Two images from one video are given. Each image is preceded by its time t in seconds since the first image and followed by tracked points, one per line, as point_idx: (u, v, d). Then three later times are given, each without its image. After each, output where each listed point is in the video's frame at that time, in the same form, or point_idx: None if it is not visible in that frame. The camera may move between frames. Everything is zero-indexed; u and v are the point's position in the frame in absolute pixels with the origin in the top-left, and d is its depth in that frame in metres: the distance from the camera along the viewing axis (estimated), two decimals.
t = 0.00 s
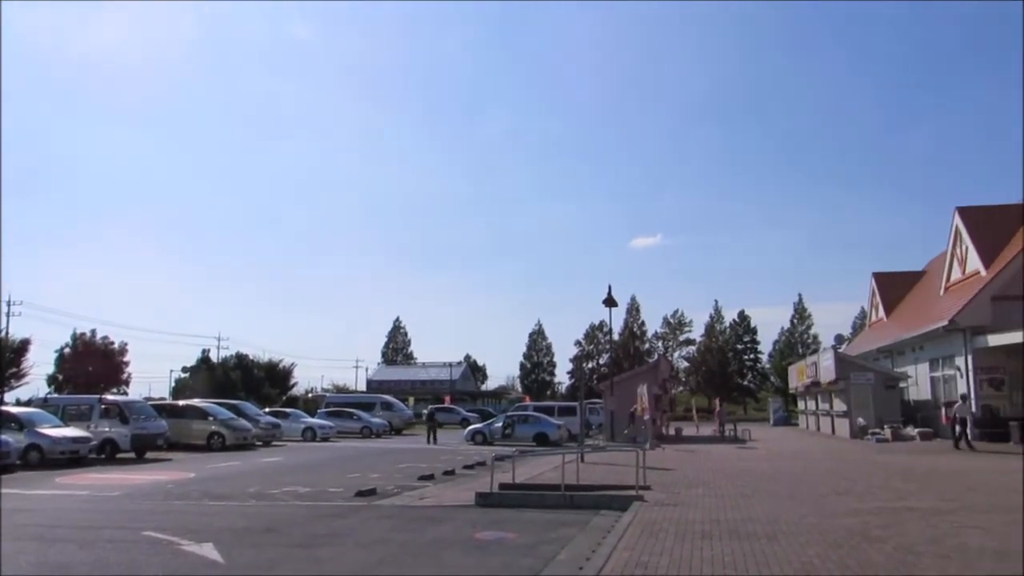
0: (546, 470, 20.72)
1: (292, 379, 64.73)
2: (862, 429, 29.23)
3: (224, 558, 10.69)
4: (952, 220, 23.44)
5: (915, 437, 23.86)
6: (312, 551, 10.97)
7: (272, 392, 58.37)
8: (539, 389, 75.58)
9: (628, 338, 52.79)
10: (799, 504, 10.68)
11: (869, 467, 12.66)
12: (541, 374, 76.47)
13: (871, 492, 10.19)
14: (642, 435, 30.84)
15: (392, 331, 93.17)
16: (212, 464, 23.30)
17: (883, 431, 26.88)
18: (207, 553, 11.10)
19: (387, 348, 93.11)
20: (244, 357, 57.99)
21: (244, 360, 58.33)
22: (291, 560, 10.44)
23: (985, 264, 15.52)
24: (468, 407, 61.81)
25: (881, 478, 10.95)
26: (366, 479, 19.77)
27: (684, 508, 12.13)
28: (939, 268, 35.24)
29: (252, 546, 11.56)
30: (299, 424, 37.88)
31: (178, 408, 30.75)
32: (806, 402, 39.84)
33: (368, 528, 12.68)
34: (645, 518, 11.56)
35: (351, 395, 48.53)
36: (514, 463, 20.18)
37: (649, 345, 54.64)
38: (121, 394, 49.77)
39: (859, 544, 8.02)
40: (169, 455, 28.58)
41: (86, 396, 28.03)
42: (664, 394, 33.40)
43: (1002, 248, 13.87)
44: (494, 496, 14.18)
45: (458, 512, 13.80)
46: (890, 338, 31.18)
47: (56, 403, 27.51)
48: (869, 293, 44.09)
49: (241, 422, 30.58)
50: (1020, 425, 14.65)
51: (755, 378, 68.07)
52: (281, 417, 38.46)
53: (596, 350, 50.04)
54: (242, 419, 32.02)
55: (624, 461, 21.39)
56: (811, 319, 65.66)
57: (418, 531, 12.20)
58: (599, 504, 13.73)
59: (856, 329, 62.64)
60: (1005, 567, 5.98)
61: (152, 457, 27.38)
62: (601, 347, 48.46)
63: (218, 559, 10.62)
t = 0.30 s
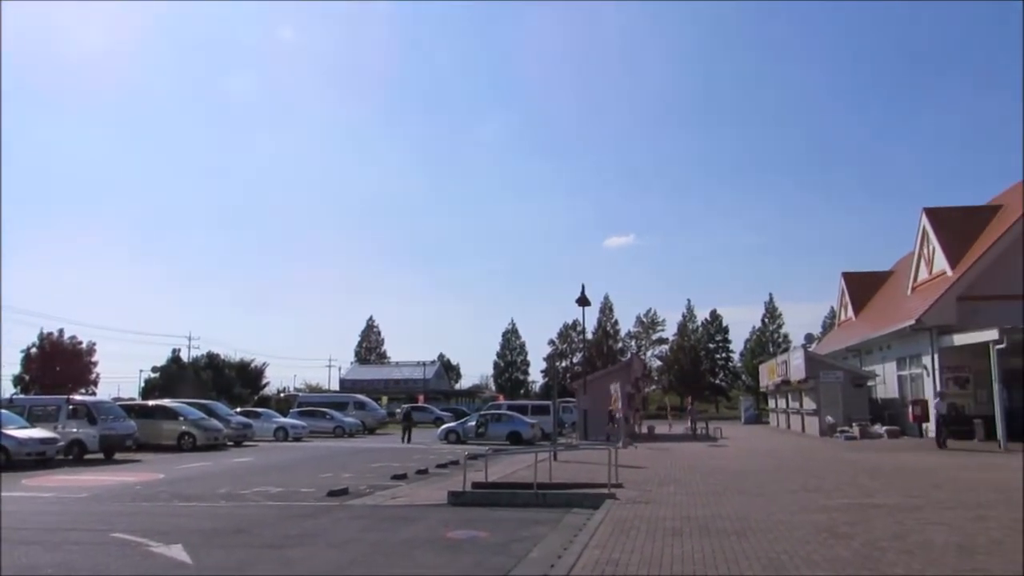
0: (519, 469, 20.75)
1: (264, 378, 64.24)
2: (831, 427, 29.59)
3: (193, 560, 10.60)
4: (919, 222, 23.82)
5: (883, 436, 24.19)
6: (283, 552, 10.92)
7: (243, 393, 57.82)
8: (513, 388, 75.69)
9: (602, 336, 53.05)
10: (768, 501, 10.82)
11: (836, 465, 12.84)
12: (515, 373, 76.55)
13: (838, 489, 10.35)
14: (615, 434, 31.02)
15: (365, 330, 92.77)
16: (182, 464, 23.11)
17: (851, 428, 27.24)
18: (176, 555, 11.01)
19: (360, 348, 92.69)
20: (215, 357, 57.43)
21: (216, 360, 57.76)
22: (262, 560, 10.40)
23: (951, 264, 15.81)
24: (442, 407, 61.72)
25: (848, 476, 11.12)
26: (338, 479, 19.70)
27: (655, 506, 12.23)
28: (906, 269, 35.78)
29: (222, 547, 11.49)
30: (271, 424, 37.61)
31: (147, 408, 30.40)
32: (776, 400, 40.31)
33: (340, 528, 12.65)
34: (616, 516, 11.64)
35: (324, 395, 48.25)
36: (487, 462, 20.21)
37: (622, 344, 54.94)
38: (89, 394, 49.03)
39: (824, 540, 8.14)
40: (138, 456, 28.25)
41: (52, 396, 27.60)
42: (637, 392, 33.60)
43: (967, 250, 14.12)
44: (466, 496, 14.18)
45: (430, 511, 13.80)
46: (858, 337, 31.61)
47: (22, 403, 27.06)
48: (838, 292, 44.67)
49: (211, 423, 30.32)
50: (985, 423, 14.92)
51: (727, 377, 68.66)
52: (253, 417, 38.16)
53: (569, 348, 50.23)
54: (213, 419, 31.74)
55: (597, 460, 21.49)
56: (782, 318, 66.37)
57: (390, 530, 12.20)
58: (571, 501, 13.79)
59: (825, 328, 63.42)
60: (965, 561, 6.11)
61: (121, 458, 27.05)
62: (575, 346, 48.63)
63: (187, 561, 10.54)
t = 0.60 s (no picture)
0: (492, 466, 20.72)
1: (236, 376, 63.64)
2: (802, 424, 29.86)
3: (162, 561, 10.46)
4: (889, 221, 24.10)
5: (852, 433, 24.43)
6: (253, 552, 10.80)
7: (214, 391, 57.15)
8: (487, 385, 75.63)
9: (576, 334, 53.19)
10: (738, 497, 10.90)
11: (806, 461, 12.95)
12: (489, 371, 76.51)
13: (807, 484, 10.46)
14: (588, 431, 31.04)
15: (339, 328, 92.21)
16: (152, 464, 22.83)
17: (822, 425, 27.53)
18: (145, 555, 10.86)
19: (333, 346, 92.09)
20: (186, 355, 56.77)
21: (186, 359, 57.08)
22: (233, 560, 10.29)
23: (919, 262, 15.99)
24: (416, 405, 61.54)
25: (817, 472, 11.23)
26: (310, 478, 19.57)
27: (627, 503, 12.25)
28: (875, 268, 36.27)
29: (191, 547, 11.36)
30: (243, 423, 37.26)
31: (116, 408, 29.98)
32: (748, 397, 40.60)
33: (311, 527, 12.55)
34: (588, 513, 11.67)
35: (296, 393, 47.91)
36: (460, 459, 20.17)
37: (596, 342, 55.09)
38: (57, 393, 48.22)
39: (794, 536, 8.20)
40: (107, 456, 27.86)
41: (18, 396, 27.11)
42: (610, 389, 33.70)
43: (934, 248, 14.31)
44: (439, 494, 14.14)
45: (403, 509, 13.74)
46: (829, 335, 31.93)
47: None
48: (809, 290, 45.11)
49: (182, 422, 29.98)
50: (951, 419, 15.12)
51: (700, 374, 69.16)
52: (224, 416, 37.79)
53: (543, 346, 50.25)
54: (184, 418, 31.37)
55: (570, 457, 21.51)
56: (754, 316, 66.90)
57: (362, 529, 12.13)
58: (543, 499, 13.79)
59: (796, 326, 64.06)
60: (931, 554, 6.19)
61: (89, 458, 26.66)
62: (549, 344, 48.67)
63: (155, 562, 10.41)
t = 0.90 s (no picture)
0: (461, 464, 20.63)
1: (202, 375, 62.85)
2: (769, 421, 30.16)
3: (123, 561, 10.27)
4: (855, 221, 24.39)
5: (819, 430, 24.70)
6: (218, 552, 10.64)
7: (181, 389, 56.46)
8: (458, 383, 75.51)
9: (547, 332, 53.25)
10: (705, 494, 10.94)
11: (773, 457, 13.04)
12: (460, 369, 76.37)
13: (773, 480, 10.51)
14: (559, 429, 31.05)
15: (308, 326, 91.51)
16: (115, 464, 22.45)
17: (789, 422, 27.76)
18: (105, 556, 10.65)
19: (303, 343, 91.39)
20: (152, 353, 55.95)
21: (152, 356, 56.20)
22: (195, 561, 10.13)
23: (884, 260, 16.17)
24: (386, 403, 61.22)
25: (784, 468, 11.29)
26: (277, 476, 19.35)
27: (596, 500, 12.25)
28: (842, 267, 36.70)
29: (153, 548, 11.16)
30: (210, 422, 36.82)
31: (78, 406, 29.45)
32: (717, 394, 40.87)
33: (276, 527, 12.39)
34: (557, 511, 11.65)
35: (265, 392, 47.45)
36: (429, 458, 20.07)
37: (567, 340, 55.19)
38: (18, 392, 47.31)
39: (760, 532, 8.26)
40: (69, 455, 27.37)
41: None
42: (581, 387, 33.74)
43: (899, 248, 14.47)
44: (407, 492, 14.04)
45: (371, 508, 13.64)
46: (796, 333, 32.24)
47: None
48: (777, 290, 45.52)
49: (146, 420, 29.55)
50: (915, 416, 15.33)
51: (670, 372, 69.61)
52: (191, 415, 37.30)
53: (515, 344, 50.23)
54: (148, 417, 30.91)
55: (540, 455, 21.50)
56: (723, 314, 67.41)
57: (329, 528, 12.00)
58: (512, 497, 13.76)
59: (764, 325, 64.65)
60: (893, 550, 6.24)
61: (51, 458, 26.17)
62: (520, 342, 48.62)
63: (116, 563, 10.21)
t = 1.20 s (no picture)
0: (429, 463, 20.56)
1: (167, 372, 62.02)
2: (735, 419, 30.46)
3: (81, 562, 10.10)
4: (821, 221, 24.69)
5: (784, 428, 24.98)
6: (179, 552, 10.50)
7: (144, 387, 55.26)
8: (427, 381, 75.32)
9: (516, 330, 53.30)
10: (670, 492, 11.01)
11: (738, 455, 13.16)
12: (429, 366, 76.21)
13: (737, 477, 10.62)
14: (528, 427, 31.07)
15: (275, 322, 90.70)
16: (76, 462, 22.09)
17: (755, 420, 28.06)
18: (62, 557, 10.45)
19: (270, 340, 90.56)
20: (114, 349, 54.73)
21: (115, 354, 54.88)
22: (155, 560, 9.98)
23: (848, 260, 16.39)
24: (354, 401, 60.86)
25: (748, 466, 11.39)
26: (242, 475, 19.15)
27: (562, 498, 12.27)
28: (808, 266, 37.14)
29: (113, 548, 10.98)
30: (175, 420, 36.36)
31: (39, 404, 28.94)
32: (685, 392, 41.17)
33: (240, 526, 12.25)
34: (523, 509, 11.65)
35: (231, 389, 46.98)
36: (397, 456, 19.97)
37: (537, 338, 55.27)
38: None
39: (723, 528, 8.32)
40: (29, 454, 26.89)
41: None
42: (549, 385, 33.80)
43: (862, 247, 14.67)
44: (373, 490, 13.96)
45: (336, 506, 13.54)
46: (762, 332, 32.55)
47: None
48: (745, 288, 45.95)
49: (109, 418, 29.13)
50: (878, 414, 15.56)
51: (638, 370, 69.73)
52: (155, 413, 36.81)
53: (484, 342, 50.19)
54: (111, 415, 30.46)
55: (508, 453, 21.51)
56: (692, 313, 67.88)
57: (293, 527, 11.89)
58: (479, 494, 13.73)
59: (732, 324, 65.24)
60: (853, 546, 6.31)
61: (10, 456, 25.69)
62: (489, 339, 48.53)
63: (74, 563, 10.03)
